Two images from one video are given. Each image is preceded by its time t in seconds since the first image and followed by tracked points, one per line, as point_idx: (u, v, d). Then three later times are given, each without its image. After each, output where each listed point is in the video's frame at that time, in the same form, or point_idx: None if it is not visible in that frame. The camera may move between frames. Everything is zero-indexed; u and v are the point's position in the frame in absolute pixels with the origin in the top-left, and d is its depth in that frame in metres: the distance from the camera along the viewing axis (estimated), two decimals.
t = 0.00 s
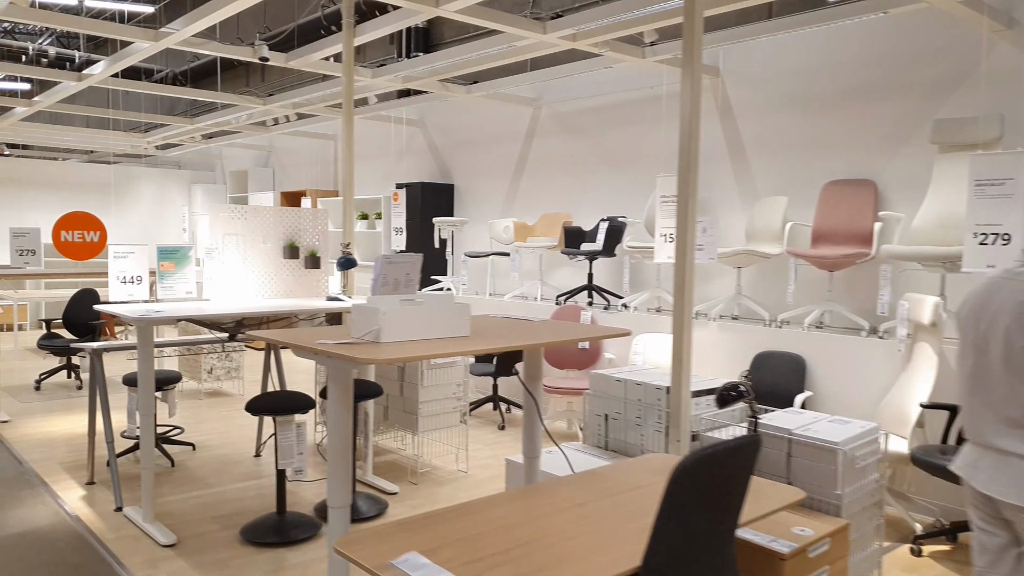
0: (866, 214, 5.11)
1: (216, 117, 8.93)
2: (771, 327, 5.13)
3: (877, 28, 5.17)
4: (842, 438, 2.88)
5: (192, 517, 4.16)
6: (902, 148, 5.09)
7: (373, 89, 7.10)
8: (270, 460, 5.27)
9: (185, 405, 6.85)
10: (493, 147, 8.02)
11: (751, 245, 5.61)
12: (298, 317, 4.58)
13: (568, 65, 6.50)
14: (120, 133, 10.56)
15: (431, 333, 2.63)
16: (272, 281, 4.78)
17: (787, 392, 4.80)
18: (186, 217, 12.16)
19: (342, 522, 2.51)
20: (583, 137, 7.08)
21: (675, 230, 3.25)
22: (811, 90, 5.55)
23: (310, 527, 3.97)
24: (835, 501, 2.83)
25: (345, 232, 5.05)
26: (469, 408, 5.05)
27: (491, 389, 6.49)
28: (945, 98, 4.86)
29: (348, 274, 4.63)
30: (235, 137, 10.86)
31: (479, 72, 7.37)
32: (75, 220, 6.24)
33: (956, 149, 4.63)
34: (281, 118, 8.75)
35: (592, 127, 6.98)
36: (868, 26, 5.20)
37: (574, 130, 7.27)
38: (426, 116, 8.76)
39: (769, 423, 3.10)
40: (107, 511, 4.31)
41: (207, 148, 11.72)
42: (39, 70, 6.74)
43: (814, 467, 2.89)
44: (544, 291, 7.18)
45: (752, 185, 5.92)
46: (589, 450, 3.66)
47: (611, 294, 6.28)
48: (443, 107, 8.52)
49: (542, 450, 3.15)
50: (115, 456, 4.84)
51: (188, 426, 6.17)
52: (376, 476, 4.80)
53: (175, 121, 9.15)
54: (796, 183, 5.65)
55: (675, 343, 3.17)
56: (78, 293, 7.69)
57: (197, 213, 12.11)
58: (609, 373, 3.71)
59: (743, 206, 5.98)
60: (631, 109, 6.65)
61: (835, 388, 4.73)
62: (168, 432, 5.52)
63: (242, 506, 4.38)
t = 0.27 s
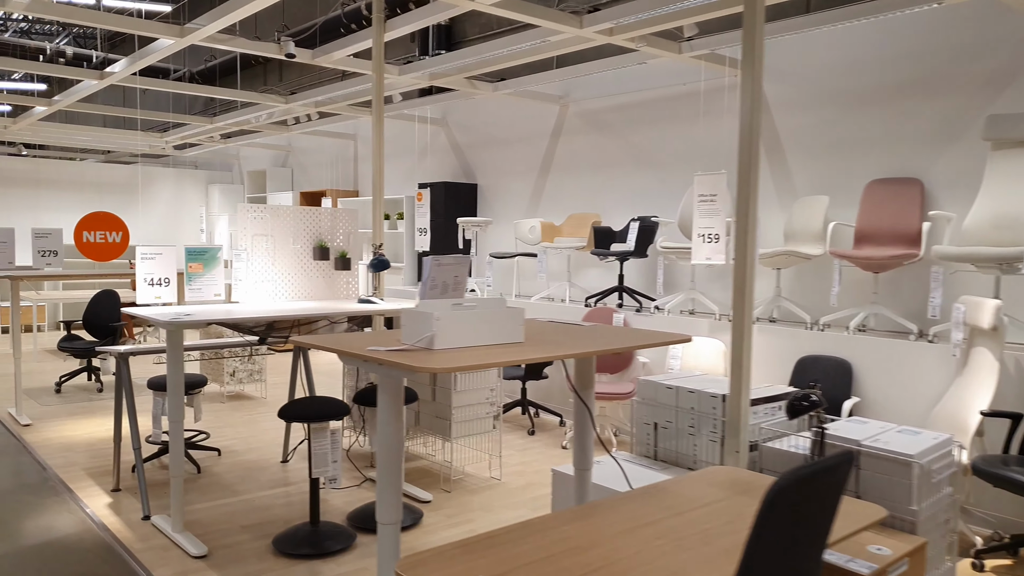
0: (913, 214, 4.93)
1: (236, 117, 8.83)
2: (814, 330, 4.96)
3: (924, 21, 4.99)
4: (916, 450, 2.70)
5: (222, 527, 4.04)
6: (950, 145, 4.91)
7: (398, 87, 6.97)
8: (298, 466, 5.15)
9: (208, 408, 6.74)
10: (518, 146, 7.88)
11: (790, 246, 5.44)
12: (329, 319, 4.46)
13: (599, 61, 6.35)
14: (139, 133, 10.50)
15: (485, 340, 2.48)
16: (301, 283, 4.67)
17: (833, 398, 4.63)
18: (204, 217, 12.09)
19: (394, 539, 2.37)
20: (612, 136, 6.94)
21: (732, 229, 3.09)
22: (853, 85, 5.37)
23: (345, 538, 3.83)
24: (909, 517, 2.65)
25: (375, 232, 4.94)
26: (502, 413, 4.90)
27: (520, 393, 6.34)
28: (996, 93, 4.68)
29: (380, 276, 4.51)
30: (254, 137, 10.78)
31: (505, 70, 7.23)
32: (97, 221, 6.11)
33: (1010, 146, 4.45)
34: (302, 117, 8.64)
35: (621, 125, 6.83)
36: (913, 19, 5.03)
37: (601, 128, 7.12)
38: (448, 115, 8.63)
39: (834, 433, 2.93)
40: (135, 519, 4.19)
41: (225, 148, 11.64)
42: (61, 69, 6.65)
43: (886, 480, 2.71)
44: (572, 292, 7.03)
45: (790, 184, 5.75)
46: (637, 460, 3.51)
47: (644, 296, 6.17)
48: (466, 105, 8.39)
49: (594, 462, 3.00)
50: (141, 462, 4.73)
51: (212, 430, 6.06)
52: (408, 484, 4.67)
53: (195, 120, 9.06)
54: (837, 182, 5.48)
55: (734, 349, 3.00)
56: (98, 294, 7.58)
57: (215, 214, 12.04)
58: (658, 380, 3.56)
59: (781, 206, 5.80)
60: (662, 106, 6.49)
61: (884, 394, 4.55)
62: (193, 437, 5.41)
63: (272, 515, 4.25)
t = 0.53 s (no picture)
0: (962, 211, 4.73)
1: (253, 114, 8.69)
2: (858, 334, 4.77)
3: (974, 12, 4.80)
4: (1003, 463, 2.51)
5: (250, 538, 3.88)
6: (1000, 140, 4.72)
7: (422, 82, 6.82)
8: (323, 472, 5.00)
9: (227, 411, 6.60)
10: (541, 143, 7.71)
11: (831, 245, 5.24)
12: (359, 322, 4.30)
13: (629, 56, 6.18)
14: (154, 131, 10.38)
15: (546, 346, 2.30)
16: (329, 284, 4.51)
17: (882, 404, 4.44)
18: (217, 216, 11.97)
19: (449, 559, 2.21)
20: (641, 132, 6.77)
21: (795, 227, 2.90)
22: (895, 79, 5.19)
23: (379, 551, 3.67)
24: (998, 536, 2.46)
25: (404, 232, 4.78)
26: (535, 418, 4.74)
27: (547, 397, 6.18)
28: None
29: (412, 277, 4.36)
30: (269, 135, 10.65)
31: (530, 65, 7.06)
32: (115, 219, 5.95)
33: None
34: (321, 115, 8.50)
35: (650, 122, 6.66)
36: (960, 10, 4.84)
37: (628, 125, 6.94)
38: (469, 112, 8.48)
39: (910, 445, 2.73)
40: (158, 529, 4.04)
41: (239, 146, 11.51)
42: (79, 65, 6.52)
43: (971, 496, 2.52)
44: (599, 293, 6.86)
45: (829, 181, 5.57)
46: (688, 470, 3.34)
47: (675, 297, 6.05)
48: (488, 102, 8.24)
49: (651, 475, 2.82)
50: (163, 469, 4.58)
51: (232, 434, 5.91)
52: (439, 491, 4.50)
53: (211, 118, 8.93)
54: (879, 179, 5.30)
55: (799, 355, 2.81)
56: (114, 293, 7.42)
57: (228, 213, 11.91)
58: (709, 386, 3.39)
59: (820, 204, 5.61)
60: (693, 102, 6.32)
61: (936, 400, 4.35)
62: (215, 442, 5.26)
63: (300, 525, 4.10)
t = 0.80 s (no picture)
0: (1020, 214, 4.51)
1: (272, 114, 8.56)
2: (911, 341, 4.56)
3: None
4: None
5: (282, 554, 3.73)
6: None
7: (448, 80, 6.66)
8: (352, 483, 4.85)
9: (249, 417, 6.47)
10: (567, 143, 7.55)
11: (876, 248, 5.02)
12: (391, 330, 4.13)
13: (662, 52, 6.00)
14: (172, 132, 10.27)
15: (616, 362, 2.12)
16: (360, 290, 4.35)
17: (939, 415, 4.23)
18: (234, 218, 11.86)
19: None
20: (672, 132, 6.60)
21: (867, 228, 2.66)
22: (944, 76, 4.98)
23: (418, 570, 3.50)
24: None
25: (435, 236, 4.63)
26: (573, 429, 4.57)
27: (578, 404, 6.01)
28: None
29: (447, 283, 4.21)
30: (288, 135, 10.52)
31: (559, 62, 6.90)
32: (136, 223, 5.82)
33: None
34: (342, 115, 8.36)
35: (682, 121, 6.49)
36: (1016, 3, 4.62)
37: (659, 124, 6.76)
38: (492, 112, 8.32)
39: (1002, 469, 2.52)
40: (186, 545, 3.89)
41: (256, 147, 11.40)
42: (99, 64, 6.40)
43: None
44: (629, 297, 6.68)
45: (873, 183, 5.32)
46: (748, 489, 3.15)
47: (710, 301, 5.90)
48: (512, 101, 8.08)
49: (717, 496, 2.64)
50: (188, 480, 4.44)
51: (256, 442, 5.77)
52: (475, 504, 4.33)
53: (230, 118, 8.80)
54: (928, 181, 5.09)
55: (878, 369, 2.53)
56: (134, 296, 7.25)
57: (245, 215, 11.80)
58: (770, 399, 3.21)
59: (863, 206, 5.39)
60: (728, 101, 6.14)
61: (997, 412, 4.14)
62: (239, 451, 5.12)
63: (332, 540, 3.94)
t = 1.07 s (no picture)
0: None
1: (299, 112, 8.45)
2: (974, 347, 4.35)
3: None
4: None
5: (323, 565, 3.60)
6: None
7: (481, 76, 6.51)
8: (389, 489, 4.72)
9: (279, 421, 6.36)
10: (601, 141, 7.39)
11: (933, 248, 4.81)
12: (433, 333, 4.00)
13: (703, 47, 5.82)
14: (197, 131, 10.21)
15: (702, 372, 1.96)
16: (400, 291, 4.24)
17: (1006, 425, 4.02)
18: (258, 218, 11.80)
19: None
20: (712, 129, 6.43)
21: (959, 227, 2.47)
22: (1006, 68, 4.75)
23: None
24: None
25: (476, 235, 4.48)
26: (619, 436, 4.41)
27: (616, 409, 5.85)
28: None
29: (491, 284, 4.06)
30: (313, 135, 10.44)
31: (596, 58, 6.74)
32: (166, 223, 5.69)
33: None
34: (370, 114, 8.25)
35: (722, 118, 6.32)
36: None
37: (697, 121, 6.58)
38: (522, 110, 8.17)
39: None
40: (224, 554, 3.78)
41: (281, 147, 11.33)
42: (128, 62, 6.31)
43: None
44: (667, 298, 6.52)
45: (927, 180, 5.10)
46: (819, 503, 2.98)
47: (754, 303, 5.74)
48: (543, 99, 7.93)
49: (796, 514, 2.48)
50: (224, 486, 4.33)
51: (288, 447, 5.67)
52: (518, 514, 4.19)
53: (257, 117, 8.71)
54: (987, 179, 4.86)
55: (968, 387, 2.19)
56: (160, 297, 7.15)
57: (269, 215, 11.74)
58: (842, 408, 3.04)
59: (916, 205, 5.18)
60: (771, 97, 5.97)
61: None
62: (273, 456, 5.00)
63: (374, 550, 3.81)
